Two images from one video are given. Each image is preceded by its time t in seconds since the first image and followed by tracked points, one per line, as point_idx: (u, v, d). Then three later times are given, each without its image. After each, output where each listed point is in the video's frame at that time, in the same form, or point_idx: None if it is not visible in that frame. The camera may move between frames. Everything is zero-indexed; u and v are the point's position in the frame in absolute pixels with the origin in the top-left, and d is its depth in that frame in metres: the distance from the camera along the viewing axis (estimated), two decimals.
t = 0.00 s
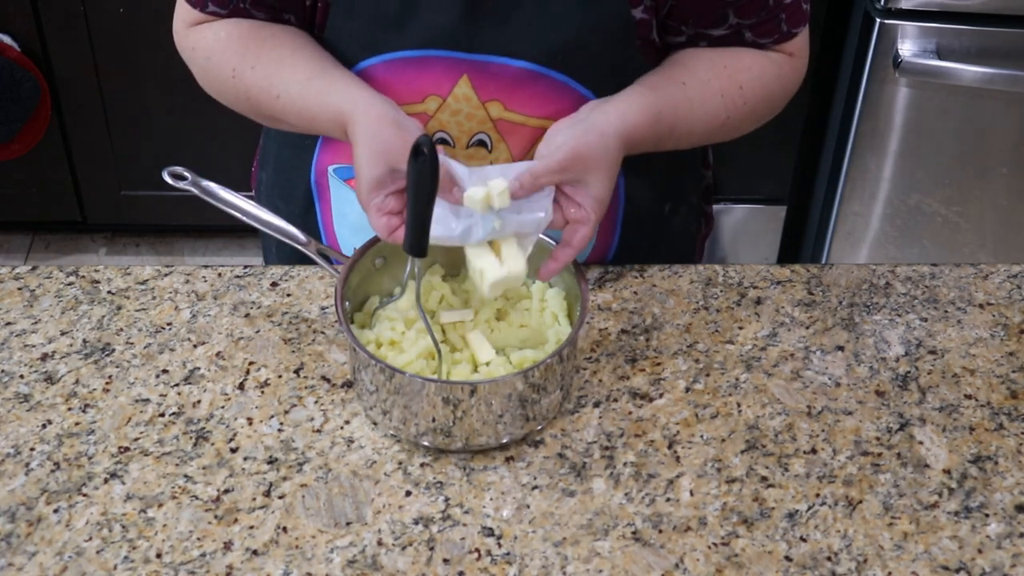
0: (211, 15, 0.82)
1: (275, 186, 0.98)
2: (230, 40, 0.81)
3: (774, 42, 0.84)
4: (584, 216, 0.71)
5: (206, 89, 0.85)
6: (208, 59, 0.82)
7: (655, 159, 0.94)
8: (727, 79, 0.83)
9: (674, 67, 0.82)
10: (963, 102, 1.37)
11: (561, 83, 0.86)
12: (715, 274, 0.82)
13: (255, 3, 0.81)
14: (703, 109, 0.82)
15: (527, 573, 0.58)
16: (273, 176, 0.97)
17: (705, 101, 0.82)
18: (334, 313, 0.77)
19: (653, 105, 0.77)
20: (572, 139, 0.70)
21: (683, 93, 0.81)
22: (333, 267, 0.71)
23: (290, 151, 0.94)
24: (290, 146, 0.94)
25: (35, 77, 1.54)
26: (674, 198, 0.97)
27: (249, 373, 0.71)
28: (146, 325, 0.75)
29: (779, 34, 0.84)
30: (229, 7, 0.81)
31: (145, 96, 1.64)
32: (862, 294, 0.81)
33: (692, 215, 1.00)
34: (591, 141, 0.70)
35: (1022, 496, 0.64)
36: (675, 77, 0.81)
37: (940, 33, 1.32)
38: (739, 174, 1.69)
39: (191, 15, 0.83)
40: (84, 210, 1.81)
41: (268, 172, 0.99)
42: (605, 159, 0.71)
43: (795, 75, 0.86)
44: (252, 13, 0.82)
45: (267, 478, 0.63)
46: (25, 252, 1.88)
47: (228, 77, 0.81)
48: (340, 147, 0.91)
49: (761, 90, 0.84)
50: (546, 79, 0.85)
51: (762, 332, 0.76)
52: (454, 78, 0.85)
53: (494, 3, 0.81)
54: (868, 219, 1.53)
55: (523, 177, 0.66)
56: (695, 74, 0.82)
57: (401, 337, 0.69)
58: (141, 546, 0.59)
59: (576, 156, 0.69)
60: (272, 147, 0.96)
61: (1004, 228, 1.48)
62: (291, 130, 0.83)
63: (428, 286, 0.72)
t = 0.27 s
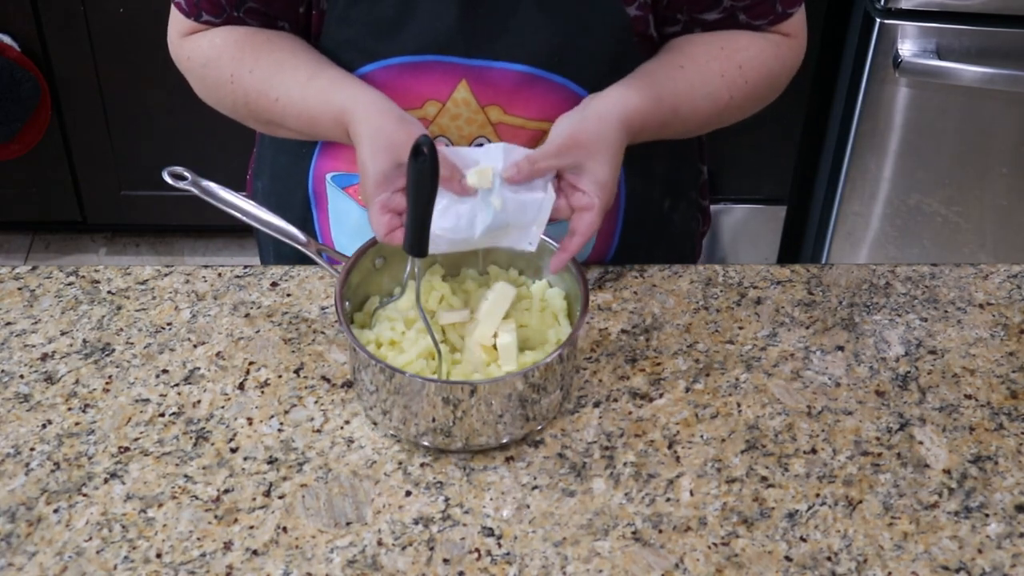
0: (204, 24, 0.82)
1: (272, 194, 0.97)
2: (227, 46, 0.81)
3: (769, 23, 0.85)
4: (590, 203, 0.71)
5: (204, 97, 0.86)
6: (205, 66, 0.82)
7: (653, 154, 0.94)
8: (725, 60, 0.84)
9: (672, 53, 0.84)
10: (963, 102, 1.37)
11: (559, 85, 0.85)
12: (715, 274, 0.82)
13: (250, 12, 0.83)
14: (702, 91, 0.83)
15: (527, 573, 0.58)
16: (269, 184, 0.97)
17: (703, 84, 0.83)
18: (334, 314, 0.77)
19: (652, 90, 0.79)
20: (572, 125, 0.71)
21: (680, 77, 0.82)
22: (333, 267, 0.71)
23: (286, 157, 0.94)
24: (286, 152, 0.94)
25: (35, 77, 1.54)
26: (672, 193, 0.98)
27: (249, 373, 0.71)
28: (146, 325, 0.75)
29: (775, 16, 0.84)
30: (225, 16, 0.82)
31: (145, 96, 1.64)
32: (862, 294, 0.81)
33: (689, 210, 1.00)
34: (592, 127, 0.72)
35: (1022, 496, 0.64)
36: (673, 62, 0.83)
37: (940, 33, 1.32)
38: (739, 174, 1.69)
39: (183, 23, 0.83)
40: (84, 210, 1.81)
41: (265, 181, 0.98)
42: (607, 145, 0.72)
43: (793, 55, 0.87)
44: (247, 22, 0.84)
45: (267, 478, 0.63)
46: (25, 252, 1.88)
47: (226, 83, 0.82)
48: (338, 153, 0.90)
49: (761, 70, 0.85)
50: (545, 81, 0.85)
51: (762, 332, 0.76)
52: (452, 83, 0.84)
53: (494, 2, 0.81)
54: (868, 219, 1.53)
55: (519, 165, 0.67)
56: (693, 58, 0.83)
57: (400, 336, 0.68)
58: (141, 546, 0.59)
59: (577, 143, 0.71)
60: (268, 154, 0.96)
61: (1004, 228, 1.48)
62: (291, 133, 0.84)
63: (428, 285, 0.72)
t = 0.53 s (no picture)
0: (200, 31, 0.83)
1: (269, 198, 0.97)
2: (223, 53, 0.82)
3: (765, 18, 0.86)
4: (583, 183, 0.70)
5: (201, 105, 0.86)
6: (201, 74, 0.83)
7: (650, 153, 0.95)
8: (718, 53, 0.85)
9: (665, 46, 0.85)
10: (963, 102, 1.37)
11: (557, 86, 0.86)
12: (715, 274, 0.82)
13: (245, 19, 0.84)
14: (696, 82, 0.84)
15: (527, 573, 0.58)
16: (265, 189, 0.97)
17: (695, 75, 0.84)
18: (334, 314, 0.77)
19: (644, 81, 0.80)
20: (564, 115, 0.72)
21: (673, 68, 0.83)
22: (332, 266, 0.71)
23: (282, 161, 0.94)
24: (281, 156, 0.94)
25: (35, 77, 1.54)
26: (670, 190, 0.98)
27: (249, 373, 0.71)
28: (146, 325, 0.75)
29: (771, 12, 0.86)
30: (219, 24, 0.83)
31: (145, 96, 1.64)
32: (862, 294, 0.81)
33: (685, 207, 1.01)
34: (585, 117, 0.73)
35: (1022, 496, 0.64)
36: (666, 55, 0.84)
37: (940, 33, 1.32)
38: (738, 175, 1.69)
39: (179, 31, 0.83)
40: (84, 210, 1.81)
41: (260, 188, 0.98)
42: (598, 130, 0.72)
43: (788, 49, 0.88)
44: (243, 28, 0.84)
45: (267, 478, 0.63)
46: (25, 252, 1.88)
47: (224, 91, 0.82)
48: (336, 157, 0.90)
49: (755, 63, 0.86)
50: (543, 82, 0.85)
51: (762, 332, 0.76)
52: (451, 87, 0.85)
53: (494, 3, 0.81)
54: (868, 219, 1.53)
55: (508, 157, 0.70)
56: (687, 51, 0.85)
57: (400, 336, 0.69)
58: (141, 546, 0.59)
59: (570, 133, 0.72)
60: (264, 159, 0.96)
61: (1005, 229, 1.47)
62: (290, 140, 0.84)
63: (428, 285, 0.72)
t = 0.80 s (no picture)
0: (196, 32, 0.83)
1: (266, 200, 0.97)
2: (221, 54, 0.82)
3: (766, 10, 0.87)
4: (592, 176, 0.70)
5: (198, 107, 0.86)
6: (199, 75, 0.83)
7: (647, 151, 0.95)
8: (721, 45, 0.85)
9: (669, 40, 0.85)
10: (964, 102, 1.37)
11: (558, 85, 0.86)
12: (715, 274, 0.82)
13: (241, 21, 0.84)
14: (700, 76, 0.84)
15: (527, 573, 0.58)
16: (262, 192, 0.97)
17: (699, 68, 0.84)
18: (334, 314, 0.77)
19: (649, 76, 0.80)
20: (570, 111, 0.73)
21: (679, 62, 0.83)
22: (332, 266, 0.71)
23: (281, 163, 0.94)
24: (279, 159, 0.94)
25: (35, 77, 1.54)
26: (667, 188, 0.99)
27: (249, 373, 0.71)
28: (146, 325, 0.75)
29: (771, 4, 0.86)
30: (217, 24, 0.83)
31: (145, 96, 1.64)
32: (862, 294, 0.81)
33: (681, 205, 1.01)
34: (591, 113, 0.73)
35: (1022, 496, 0.64)
36: (670, 49, 0.84)
37: (940, 33, 1.32)
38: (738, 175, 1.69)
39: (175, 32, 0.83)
40: (84, 210, 1.81)
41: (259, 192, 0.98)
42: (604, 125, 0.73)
43: (791, 40, 0.88)
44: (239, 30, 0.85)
45: (267, 478, 0.63)
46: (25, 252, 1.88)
47: (222, 93, 0.83)
48: (336, 159, 0.91)
49: (759, 54, 0.86)
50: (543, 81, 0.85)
51: (762, 332, 0.76)
52: (452, 87, 0.84)
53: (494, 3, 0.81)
54: (868, 219, 1.53)
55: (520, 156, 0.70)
56: (690, 44, 0.85)
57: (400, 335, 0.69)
58: (141, 546, 0.59)
59: (577, 129, 0.72)
60: (261, 162, 0.96)
61: (1005, 229, 1.48)
62: (288, 141, 0.84)
63: (428, 285, 0.72)
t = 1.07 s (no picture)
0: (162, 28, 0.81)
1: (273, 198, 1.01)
2: (191, 47, 0.81)
3: None
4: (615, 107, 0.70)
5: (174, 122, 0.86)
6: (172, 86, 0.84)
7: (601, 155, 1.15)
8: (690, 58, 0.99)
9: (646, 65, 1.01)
10: (964, 102, 1.37)
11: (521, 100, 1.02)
12: (715, 274, 0.82)
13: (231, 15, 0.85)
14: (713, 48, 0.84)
15: (527, 573, 0.58)
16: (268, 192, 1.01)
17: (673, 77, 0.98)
18: (334, 314, 0.77)
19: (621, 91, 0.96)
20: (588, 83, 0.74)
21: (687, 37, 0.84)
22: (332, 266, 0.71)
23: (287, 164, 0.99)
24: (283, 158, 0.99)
25: (36, 77, 1.56)
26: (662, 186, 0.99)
27: (249, 373, 0.71)
28: (146, 325, 0.75)
29: None
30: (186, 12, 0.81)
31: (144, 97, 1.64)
32: (862, 294, 0.81)
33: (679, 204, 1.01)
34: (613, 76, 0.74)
35: (1022, 496, 0.64)
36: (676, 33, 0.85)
37: (940, 33, 1.32)
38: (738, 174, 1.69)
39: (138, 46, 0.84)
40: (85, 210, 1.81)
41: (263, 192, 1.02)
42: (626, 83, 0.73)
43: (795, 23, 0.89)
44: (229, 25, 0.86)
45: (267, 478, 0.63)
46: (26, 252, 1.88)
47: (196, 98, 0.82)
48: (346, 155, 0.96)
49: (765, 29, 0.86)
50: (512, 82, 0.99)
51: (762, 331, 0.76)
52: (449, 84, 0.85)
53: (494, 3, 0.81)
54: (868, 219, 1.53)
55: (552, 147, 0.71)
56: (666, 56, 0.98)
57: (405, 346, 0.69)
58: (141, 546, 0.59)
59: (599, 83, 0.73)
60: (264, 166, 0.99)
61: (1005, 229, 1.48)
62: (272, 138, 0.83)
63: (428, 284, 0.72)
